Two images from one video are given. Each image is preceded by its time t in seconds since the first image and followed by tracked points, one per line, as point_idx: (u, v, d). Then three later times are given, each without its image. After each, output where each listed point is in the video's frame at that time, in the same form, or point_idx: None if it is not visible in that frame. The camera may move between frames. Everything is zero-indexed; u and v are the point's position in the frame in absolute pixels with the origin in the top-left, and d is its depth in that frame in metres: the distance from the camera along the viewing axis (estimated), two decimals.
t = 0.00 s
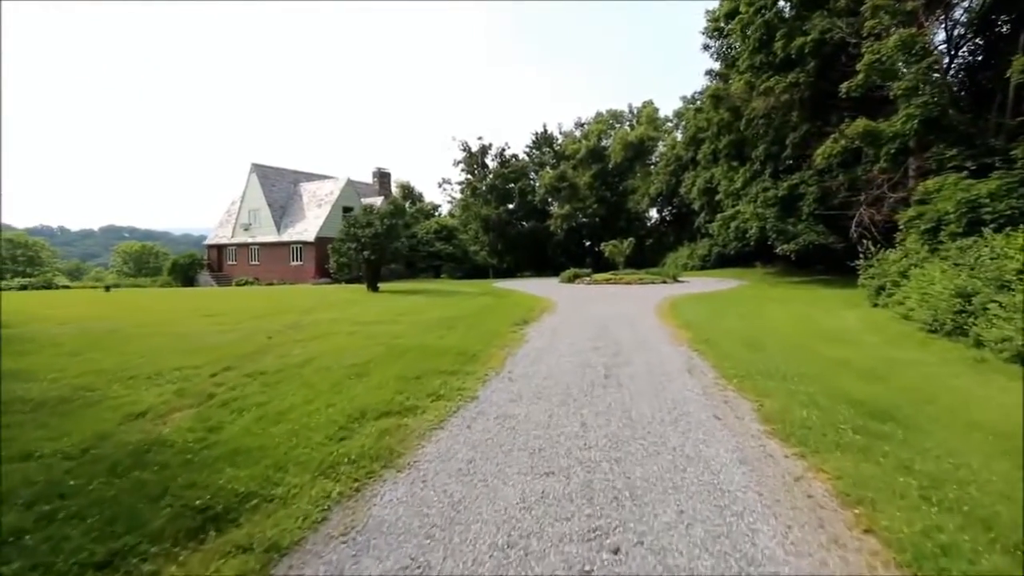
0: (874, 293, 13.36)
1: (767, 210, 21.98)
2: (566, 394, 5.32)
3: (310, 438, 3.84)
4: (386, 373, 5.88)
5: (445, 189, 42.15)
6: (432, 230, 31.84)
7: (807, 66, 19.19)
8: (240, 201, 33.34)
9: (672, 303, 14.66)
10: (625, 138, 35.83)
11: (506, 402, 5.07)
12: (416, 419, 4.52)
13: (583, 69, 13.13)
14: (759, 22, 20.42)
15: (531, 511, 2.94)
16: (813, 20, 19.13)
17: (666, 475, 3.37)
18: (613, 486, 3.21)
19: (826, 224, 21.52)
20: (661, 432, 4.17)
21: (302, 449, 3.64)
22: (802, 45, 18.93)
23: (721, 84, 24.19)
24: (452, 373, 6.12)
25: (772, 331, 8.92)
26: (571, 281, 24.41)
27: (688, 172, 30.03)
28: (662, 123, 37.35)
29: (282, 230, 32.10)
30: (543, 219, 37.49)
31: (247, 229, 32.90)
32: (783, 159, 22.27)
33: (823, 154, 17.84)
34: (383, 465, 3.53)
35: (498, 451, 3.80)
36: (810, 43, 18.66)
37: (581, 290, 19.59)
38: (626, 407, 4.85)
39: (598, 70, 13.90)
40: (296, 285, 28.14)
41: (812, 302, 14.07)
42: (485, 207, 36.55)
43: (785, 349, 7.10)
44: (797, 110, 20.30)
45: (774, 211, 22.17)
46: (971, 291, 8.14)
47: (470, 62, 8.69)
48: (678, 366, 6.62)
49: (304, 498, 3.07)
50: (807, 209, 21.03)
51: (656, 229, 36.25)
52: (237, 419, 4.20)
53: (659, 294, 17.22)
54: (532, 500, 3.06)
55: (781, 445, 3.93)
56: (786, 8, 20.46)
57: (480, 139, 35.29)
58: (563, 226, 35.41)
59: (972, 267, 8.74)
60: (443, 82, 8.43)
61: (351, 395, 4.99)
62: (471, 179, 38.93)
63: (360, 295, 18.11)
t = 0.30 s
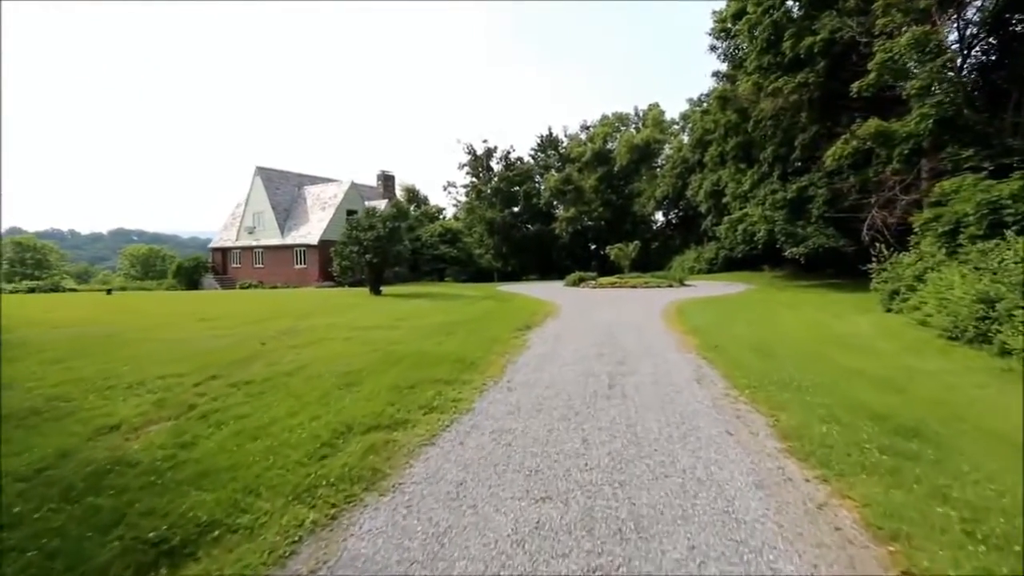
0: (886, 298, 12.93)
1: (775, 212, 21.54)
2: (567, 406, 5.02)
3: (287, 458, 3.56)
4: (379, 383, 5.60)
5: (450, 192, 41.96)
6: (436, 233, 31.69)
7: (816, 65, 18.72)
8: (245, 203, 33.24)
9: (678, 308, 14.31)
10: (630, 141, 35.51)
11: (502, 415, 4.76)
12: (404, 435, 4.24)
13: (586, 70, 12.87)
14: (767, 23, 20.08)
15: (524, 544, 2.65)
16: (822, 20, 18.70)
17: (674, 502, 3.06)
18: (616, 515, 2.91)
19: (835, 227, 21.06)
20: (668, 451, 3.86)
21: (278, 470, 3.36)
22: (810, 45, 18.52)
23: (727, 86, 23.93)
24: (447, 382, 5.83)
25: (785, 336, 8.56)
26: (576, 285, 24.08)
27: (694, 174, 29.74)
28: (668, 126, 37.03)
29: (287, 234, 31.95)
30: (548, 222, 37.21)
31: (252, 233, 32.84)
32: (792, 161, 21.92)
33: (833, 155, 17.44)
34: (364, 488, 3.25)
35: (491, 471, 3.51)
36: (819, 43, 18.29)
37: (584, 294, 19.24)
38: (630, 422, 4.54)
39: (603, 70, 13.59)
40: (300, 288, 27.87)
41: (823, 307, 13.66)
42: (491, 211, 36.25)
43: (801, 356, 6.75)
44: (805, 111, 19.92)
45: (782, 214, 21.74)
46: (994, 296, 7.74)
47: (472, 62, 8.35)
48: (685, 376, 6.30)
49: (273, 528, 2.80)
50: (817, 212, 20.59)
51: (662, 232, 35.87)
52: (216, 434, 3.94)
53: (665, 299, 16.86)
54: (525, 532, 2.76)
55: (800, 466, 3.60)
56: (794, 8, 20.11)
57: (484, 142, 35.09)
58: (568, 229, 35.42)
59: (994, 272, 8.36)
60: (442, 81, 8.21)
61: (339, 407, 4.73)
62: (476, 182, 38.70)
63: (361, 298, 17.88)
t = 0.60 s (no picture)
0: (899, 302, 12.47)
1: (784, 215, 21.12)
2: (569, 418, 4.70)
3: (261, 478, 3.23)
4: (370, 392, 5.29)
5: (454, 195, 41.65)
6: (439, 235, 31.42)
7: (826, 66, 18.25)
8: (248, 206, 33.10)
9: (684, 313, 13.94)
10: (636, 143, 35.12)
11: (499, 429, 4.43)
12: (391, 451, 3.90)
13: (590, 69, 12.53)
14: (774, 23, 19.67)
15: None
16: (831, 19, 18.27)
17: (687, 534, 2.74)
18: (621, 550, 2.59)
19: (845, 230, 20.60)
20: (679, 472, 3.53)
21: (251, 492, 3.04)
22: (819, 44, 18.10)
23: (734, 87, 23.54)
24: (442, 392, 5.52)
25: (797, 342, 8.19)
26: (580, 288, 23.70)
27: (700, 176, 29.34)
28: (673, 128, 36.65)
29: (290, 236, 31.77)
30: (553, 225, 36.86)
31: (254, 234, 32.62)
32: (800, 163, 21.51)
33: (843, 156, 17.01)
34: (343, 513, 2.94)
35: (484, 494, 3.19)
36: (828, 43, 17.81)
37: (588, 298, 18.88)
38: (637, 437, 4.21)
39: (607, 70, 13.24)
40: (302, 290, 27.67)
41: (835, 312, 13.25)
42: (495, 213, 35.92)
43: (816, 364, 6.39)
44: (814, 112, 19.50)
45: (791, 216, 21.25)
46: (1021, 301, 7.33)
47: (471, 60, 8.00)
48: (695, 385, 5.97)
49: (236, 562, 2.47)
50: (826, 215, 20.15)
51: (667, 236, 35.48)
52: (186, 449, 3.63)
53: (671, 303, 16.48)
54: (519, 571, 2.45)
55: (825, 490, 3.26)
56: (802, 8, 19.74)
57: (488, 144, 34.77)
58: (572, 232, 34.90)
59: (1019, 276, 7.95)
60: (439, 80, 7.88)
61: (324, 419, 4.41)
62: (480, 184, 38.35)
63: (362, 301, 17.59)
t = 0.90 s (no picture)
0: (915, 308, 12.06)
1: (793, 219, 20.70)
2: (573, 432, 4.39)
3: (233, 503, 2.95)
4: (363, 403, 5.00)
5: (459, 199, 41.51)
6: (444, 240, 31.25)
7: (835, 67, 17.88)
8: (252, 210, 33.05)
9: (692, 318, 13.59)
10: (642, 147, 34.82)
11: (497, 444, 4.14)
12: (379, 470, 3.61)
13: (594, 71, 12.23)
14: (783, 24, 19.31)
15: None
16: (842, 20, 17.86)
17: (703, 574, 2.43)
18: None
19: (855, 234, 20.17)
20: (693, 497, 3.22)
21: (220, 520, 2.78)
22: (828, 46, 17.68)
23: (741, 90, 23.22)
24: (439, 403, 5.22)
25: (812, 348, 7.85)
26: (585, 293, 23.37)
27: (707, 180, 29.02)
28: (679, 132, 36.35)
29: (294, 240, 31.69)
30: (558, 229, 36.59)
31: (259, 238, 32.56)
32: (809, 167, 21.16)
33: (854, 158, 16.60)
34: (319, 545, 2.65)
35: (478, 523, 2.89)
36: (837, 44, 17.39)
37: (594, 303, 18.55)
38: (645, 455, 3.89)
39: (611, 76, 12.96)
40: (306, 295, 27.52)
41: (848, 318, 12.85)
42: (500, 217, 35.69)
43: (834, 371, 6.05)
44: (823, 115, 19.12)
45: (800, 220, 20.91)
46: None
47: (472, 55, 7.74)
48: (706, 396, 5.64)
49: None
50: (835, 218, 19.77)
51: (673, 240, 35.15)
52: (159, 468, 3.36)
53: (678, 308, 16.12)
54: None
55: (856, 521, 2.94)
56: (810, 9, 19.38)
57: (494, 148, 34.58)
58: (578, 236, 34.59)
59: None
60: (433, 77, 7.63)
61: (308, 434, 4.12)
62: (485, 188, 38.10)
63: (364, 306, 17.36)
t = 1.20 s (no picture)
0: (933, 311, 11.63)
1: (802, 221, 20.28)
2: (577, 449, 4.08)
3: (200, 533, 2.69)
4: (353, 417, 4.72)
5: (464, 204, 41.35)
6: (448, 245, 31.04)
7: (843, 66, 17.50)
8: (257, 216, 33.04)
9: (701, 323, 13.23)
10: (647, 150, 34.48)
11: (495, 463, 3.83)
12: (364, 494, 3.33)
13: (596, 71, 11.90)
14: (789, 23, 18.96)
15: None
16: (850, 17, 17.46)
17: None
18: None
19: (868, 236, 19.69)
20: (709, 526, 2.91)
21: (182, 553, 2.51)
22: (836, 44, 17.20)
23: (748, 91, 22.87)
24: (434, 416, 4.94)
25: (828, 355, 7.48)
26: (591, 298, 23.03)
27: (714, 183, 28.64)
28: (685, 134, 35.98)
29: (298, 246, 31.62)
30: (564, 233, 36.29)
31: (264, 245, 32.52)
32: (818, 168, 20.74)
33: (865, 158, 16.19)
34: None
35: (468, 558, 2.60)
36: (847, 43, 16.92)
37: (601, 307, 18.20)
38: (655, 476, 3.58)
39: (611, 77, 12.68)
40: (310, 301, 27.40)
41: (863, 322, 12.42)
42: (505, 222, 35.46)
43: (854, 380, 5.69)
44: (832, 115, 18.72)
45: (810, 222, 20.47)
46: None
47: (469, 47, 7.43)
48: (718, 407, 5.31)
49: None
50: (846, 220, 19.33)
51: (680, 243, 34.73)
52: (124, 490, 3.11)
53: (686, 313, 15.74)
54: None
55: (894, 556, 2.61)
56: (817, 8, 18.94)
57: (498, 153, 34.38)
58: (583, 240, 34.31)
59: None
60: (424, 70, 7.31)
61: (291, 452, 3.85)
62: (489, 193, 37.88)
63: (367, 312, 17.15)
